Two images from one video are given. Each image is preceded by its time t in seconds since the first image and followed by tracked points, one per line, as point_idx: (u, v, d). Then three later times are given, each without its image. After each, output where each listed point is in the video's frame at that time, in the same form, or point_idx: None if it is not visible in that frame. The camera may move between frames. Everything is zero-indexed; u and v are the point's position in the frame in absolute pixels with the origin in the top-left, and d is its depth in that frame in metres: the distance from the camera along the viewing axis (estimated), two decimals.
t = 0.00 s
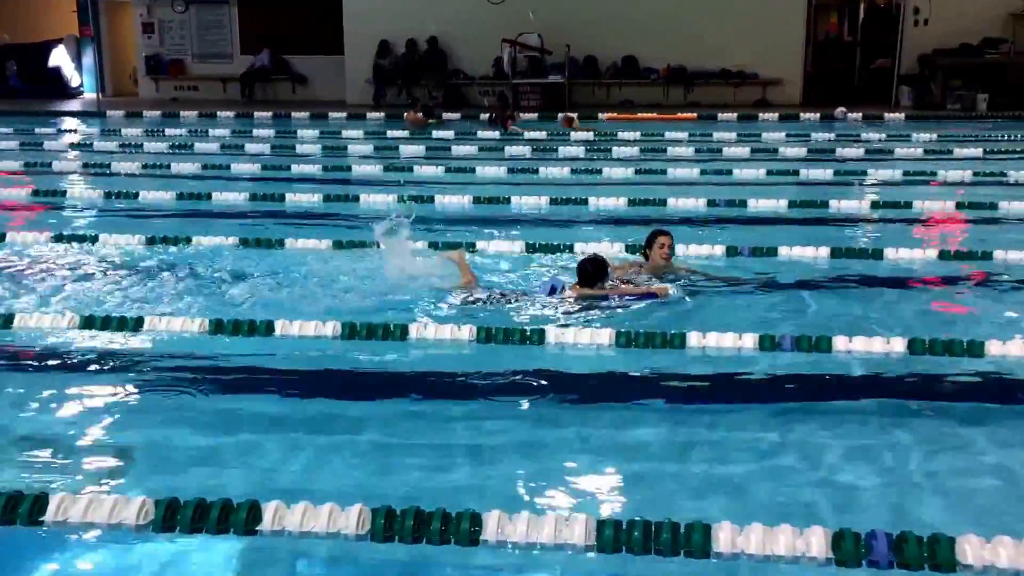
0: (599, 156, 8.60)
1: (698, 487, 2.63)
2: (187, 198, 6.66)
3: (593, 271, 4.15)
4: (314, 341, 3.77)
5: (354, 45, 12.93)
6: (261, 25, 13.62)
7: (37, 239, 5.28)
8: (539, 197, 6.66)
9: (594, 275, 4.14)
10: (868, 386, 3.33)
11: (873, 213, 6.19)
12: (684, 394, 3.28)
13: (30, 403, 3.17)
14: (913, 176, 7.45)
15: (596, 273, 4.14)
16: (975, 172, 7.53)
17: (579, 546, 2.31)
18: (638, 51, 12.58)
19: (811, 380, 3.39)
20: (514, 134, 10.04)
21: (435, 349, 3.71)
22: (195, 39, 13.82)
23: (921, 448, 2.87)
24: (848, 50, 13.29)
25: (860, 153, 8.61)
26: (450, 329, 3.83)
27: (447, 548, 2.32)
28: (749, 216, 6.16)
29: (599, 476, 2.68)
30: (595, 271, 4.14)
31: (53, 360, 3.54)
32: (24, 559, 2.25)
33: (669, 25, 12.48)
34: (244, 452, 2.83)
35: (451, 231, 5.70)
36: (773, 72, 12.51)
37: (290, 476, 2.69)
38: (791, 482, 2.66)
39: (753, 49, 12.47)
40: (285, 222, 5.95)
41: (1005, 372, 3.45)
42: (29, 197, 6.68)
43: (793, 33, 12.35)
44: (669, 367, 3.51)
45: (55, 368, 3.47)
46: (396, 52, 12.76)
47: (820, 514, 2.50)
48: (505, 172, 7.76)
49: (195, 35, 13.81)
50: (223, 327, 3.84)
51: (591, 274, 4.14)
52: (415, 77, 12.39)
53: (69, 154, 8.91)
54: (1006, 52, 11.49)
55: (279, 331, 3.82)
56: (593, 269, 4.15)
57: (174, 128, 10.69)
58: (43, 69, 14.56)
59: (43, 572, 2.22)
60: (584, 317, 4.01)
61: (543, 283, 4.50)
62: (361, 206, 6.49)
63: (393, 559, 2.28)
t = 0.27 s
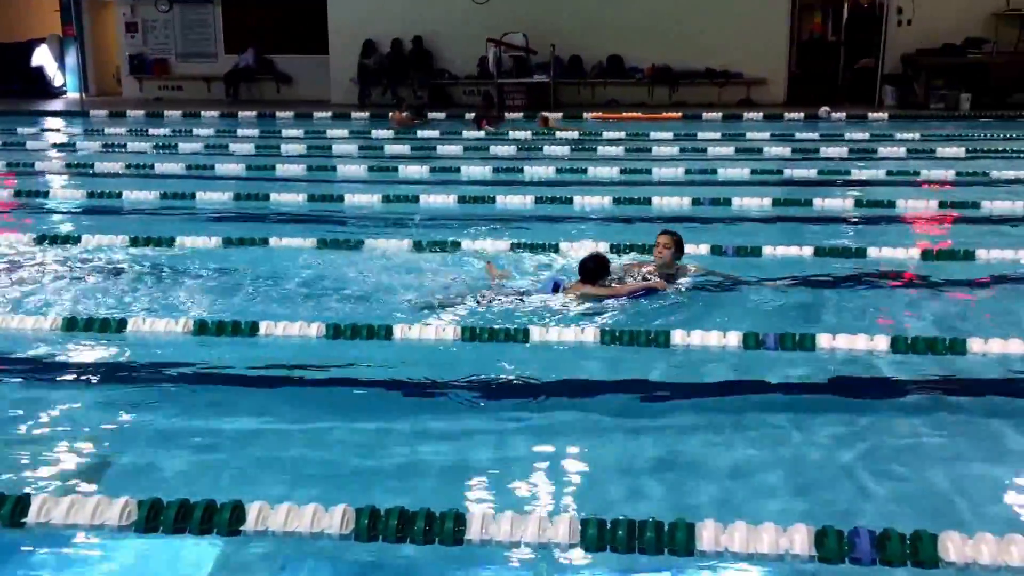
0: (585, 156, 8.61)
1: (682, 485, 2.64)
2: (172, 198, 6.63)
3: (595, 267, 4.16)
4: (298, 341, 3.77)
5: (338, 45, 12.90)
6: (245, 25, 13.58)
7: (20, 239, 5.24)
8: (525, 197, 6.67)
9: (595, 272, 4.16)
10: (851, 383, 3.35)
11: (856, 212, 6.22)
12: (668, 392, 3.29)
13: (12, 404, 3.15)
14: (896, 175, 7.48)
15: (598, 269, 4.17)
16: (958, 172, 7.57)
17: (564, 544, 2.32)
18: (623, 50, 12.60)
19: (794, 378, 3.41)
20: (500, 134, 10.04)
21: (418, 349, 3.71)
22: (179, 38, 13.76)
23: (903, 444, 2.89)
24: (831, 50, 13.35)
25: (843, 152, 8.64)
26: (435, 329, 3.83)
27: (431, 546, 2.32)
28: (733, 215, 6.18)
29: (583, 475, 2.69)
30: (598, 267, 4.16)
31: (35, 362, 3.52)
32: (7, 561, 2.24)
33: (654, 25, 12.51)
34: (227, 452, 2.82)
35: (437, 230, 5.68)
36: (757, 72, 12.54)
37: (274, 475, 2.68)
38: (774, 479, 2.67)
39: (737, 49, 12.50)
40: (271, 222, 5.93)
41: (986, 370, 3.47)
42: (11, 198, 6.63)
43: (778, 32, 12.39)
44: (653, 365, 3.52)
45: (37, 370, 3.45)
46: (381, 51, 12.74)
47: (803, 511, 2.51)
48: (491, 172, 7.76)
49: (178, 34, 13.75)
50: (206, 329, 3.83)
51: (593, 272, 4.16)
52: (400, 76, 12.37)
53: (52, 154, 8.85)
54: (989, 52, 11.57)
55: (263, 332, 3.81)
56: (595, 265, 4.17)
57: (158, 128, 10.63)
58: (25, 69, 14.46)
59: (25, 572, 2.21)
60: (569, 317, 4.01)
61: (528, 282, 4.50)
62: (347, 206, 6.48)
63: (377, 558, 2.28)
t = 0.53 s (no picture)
0: (569, 155, 8.61)
1: (665, 485, 2.65)
2: (155, 197, 6.60)
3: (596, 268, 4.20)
4: (282, 340, 3.76)
5: (322, 44, 12.86)
6: (229, 24, 13.53)
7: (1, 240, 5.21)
8: (509, 196, 6.67)
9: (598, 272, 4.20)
10: (833, 381, 3.37)
11: (840, 211, 6.24)
12: (652, 391, 3.30)
13: None
14: (879, 175, 7.51)
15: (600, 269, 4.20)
16: (941, 171, 7.61)
17: (548, 543, 2.32)
18: (608, 50, 12.61)
19: (777, 377, 3.42)
20: (484, 133, 10.03)
21: (402, 348, 3.70)
22: (162, 38, 13.70)
23: (885, 444, 2.90)
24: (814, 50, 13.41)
25: (827, 151, 8.67)
26: (420, 328, 3.83)
27: (415, 546, 2.32)
28: (718, 214, 6.19)
29: (567, 474, 2.70)
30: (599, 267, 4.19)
31: (17, 362, 3.50)
32: None
33: (638, 24, 12.52)
34: (210, 453, 2.81)
35: (423, 230, 5.67)
36: (741, 71, 12.58)
37: (257, 477, 2.68)
38: (756, 479, 2.69)
39: (720, 48, 12.54)
40: (255, 222, 5.91)
41: (967, 369, 3.50)
42: None
43: (761, 32, 12.43)
44: (637, 364, 3.53)
45: (19, 370, 3.43)
46: (365, 51, 12.71)
47: (786, 510, 2.52)
48: (475, 171, 7.75)
49: (162, 33, 13.70)
50: (189, 327, 3.81)
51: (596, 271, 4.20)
52: (384, 76, 12.35)
53: (34, 153, 8.79)
54: (970, 52, 11.63)
55: (246, 331, 3.80)
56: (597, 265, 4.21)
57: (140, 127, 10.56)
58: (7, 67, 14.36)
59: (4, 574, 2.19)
60: (554, 316, 4.02)
61: (512, 282, 4.50)
62: (331, 205, 6.46)
63: (361, 558, 2.28)
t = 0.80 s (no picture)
0: (552, 155, 8.61)
1: (650, 484, 2.66)
2: (140, 197, 6.58)
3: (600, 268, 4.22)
4: (264, 342, 3.74)
5: (305, 44, 12.83)
6: (214, 26, 13.49)
7: None
8: (492, 196, 6.67)
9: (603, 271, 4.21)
10: (818, 380, 3.37)
11: (823, 210, 6.28)
12: (636, 391, 3.31)
13: None
14: (858, 174, 7.53)
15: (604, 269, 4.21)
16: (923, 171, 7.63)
17: (531, 543, 2.33)
18: (592, 50, 12.62)
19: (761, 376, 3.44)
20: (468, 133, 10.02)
21: (384, 349, 3.69)
22: (145, 37, 13.65)
23: (870, 444, 2.91)
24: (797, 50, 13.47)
25: (811, 151, 8.72)
26: (403, 328, 3.82)
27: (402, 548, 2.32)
28: (702, 213, 6.18)
29: (555, 474, 2.70)
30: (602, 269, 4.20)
31: None
32: None
33: (622, 24, 12.54)
34: (198, 453, 2.81)
35: (405, 230, 5.64)
36: (724, 71, 12.59)
37: (242, 477, 2.67)
38: (741, 478, 2.70)
39: (703, 48, 12.57)
40: (239, 221, 5.89)
41: (947, 368, 3.51)
42: None
43: (744, 32, 12.47)
44: (625, 361, 3.56)
45: None
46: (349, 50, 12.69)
47: (771, 509, 2.54)
48: (459, 172, 7.75)
49: (144, 33, 13.64)
50: (173, 330, 3.80)
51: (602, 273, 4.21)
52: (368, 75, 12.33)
53: (15, 153, 8.74)
54: (951, 52, 11.71)
55: (229, 332, 3.78)
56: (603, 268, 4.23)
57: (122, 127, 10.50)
58: None
59: None
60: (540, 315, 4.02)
61: (500, 281, 4.50)
62: (315, 205, 6.44)
63: (345, 558, 2.28)
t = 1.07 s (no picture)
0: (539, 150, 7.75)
1: (808, 483, 2.28)
2: (119, 198, 5.84)
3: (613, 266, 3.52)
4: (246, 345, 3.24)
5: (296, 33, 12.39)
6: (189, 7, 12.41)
7: None
8: (480, 193, 5.72)
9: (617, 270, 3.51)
10: (902, 356, 3.05)
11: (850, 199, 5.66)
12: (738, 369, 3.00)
13: None
14: (858, 152, 7.43)
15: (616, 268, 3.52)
16: (914, 147, 7.57)
17: (721, 549, 1.96)
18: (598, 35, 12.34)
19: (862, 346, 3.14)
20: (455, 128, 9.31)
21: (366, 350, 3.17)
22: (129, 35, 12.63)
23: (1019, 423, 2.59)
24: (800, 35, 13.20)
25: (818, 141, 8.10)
26: (385, 328, 3.29)
27: (554, 564, 1.93)
28: (688, 191, 5.95)
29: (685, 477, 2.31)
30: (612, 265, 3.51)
31: None
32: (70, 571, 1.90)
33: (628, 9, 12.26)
34: (238, 466, 2.37)
35: (383, 215, 5.29)
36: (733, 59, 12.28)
37: (322, 485, 2.27)
38: (908, 471, 2.32)
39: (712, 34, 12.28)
40: (207, 225, 5.17)
41: None
42: None
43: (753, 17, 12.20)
44: (669, 362, 3.03)
45: None
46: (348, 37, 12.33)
47: (970, 512, 2.14)
48: (444, 168, 6.81)
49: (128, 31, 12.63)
50: (156, 330, 3.32)
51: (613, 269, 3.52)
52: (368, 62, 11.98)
53: None
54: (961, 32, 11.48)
55: (212, 333, 3.30)
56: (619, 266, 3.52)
57: (108, 125, 9.93)
58: None
59: None
60: (536, 312, 3.45)
61: (494, 265, 4.10)
62: (296, 205, 5.62)
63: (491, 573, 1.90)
